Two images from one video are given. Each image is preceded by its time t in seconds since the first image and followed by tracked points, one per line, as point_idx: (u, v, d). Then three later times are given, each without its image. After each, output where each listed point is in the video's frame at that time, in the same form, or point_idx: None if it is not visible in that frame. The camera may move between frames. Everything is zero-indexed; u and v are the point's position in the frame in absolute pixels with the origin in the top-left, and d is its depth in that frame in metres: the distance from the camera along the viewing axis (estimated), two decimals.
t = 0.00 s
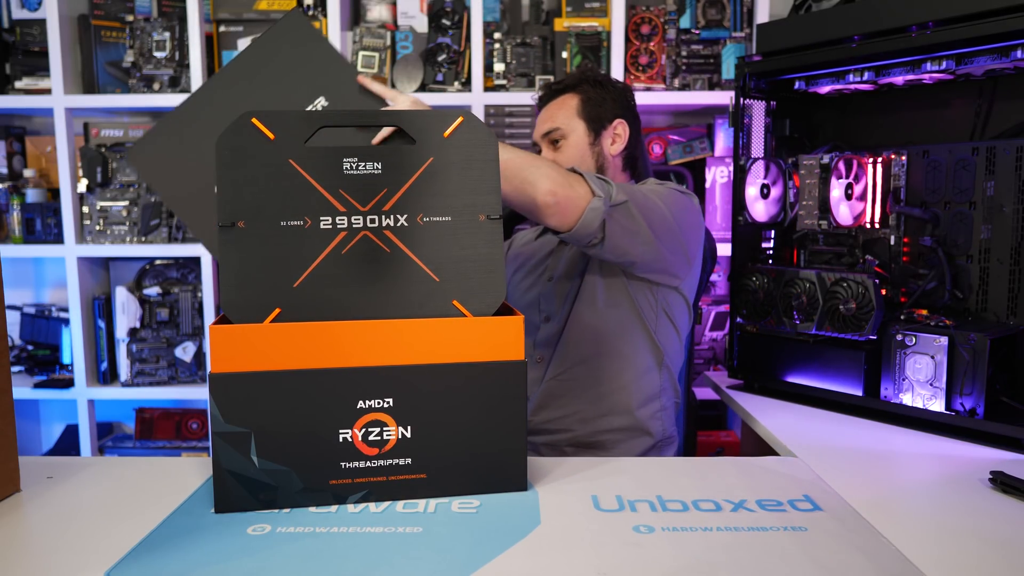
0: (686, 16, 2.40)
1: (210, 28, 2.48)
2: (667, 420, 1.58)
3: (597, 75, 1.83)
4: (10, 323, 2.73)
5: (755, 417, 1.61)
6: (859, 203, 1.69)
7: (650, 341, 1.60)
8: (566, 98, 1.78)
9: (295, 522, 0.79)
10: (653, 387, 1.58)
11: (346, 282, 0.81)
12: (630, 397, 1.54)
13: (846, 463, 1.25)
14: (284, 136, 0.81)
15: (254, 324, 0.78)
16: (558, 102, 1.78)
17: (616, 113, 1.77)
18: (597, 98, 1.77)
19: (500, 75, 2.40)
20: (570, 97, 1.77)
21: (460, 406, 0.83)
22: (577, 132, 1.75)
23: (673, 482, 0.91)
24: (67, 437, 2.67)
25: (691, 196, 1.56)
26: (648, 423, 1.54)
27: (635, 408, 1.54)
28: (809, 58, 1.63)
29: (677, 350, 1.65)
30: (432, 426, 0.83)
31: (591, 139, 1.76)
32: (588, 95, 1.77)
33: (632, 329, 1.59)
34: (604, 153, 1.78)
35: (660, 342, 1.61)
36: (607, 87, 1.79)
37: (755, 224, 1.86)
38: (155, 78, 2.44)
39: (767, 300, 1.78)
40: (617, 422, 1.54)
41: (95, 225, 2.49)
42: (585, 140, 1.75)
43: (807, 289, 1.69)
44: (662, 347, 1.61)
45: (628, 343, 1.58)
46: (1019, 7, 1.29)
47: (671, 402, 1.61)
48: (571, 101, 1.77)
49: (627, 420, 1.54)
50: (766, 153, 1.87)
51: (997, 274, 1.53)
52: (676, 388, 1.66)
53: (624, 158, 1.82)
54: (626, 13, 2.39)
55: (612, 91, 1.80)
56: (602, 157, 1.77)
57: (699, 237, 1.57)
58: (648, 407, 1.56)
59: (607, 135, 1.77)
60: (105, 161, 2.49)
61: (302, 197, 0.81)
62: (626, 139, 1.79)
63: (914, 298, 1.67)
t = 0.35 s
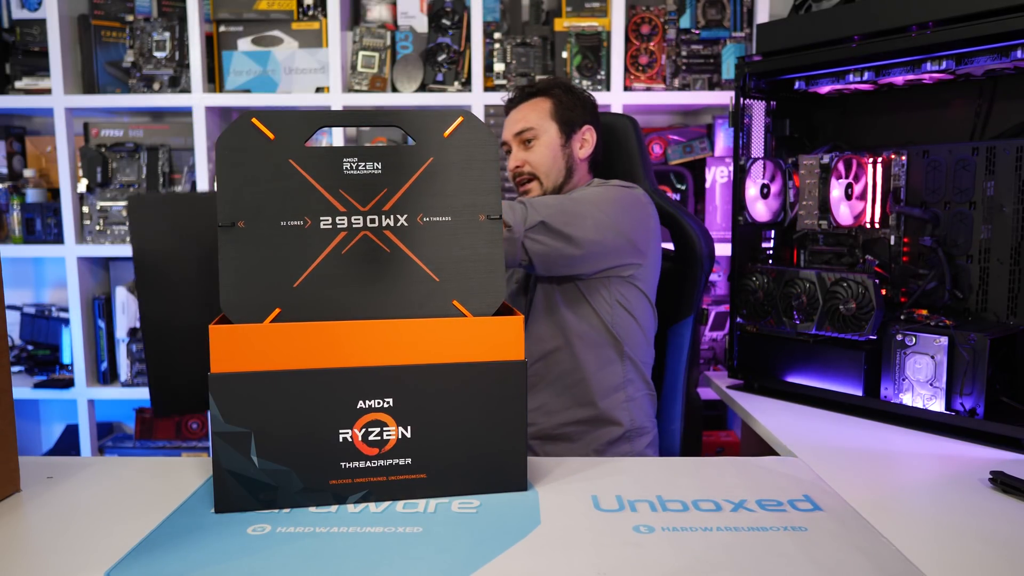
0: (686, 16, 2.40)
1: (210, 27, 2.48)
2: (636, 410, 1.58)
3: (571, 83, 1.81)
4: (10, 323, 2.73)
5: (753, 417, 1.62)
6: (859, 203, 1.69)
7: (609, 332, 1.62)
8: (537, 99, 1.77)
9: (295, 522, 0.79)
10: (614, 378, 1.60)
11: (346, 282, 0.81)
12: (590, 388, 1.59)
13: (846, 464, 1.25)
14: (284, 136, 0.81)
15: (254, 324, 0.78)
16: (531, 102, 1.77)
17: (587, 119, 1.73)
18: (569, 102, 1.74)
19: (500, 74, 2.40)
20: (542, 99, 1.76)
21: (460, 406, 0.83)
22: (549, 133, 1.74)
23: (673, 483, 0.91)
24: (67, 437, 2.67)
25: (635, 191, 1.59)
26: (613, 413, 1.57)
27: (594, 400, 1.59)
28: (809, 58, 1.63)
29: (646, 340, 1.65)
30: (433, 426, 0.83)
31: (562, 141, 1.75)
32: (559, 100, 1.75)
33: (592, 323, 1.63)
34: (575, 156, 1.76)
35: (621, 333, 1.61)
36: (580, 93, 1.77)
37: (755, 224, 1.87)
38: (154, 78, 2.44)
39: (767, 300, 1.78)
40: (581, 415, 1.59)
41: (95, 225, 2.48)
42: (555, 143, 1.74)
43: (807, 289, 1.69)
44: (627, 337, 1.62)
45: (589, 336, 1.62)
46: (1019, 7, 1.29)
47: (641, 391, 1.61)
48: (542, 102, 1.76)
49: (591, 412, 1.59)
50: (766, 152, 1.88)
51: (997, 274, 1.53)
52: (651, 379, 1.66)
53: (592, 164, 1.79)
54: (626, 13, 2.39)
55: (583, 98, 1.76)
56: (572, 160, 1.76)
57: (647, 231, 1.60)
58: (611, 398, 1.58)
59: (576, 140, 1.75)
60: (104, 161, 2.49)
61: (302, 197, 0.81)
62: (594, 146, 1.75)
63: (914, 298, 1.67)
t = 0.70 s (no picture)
0: (686, 16, 2.40)
1: (210, 27, 2.48)
2: (604, 408, 1.58)
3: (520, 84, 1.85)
4: (10, 323, 2.73)
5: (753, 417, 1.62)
6: (859, 202, 1.69)
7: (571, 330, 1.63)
8: (491, 103, 1.81)
9: (295, 522, 0.79)
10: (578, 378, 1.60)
11: (345, 282, 0.81)
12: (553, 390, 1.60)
13: (845, 464, 1.25)
14: (284, 136, 0.81)
15: (254, 324, 0.78)
16: (484, 107, 1.81)
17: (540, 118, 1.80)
18: (523, 103, 1.80)
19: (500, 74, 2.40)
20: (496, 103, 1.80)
21: (460, 406, 0.83)
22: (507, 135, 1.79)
23: (673, 483, 0.91)
24: (68, 437, 2.67)
25: (576, 190, 1.63)
26: (577, 413, 1.58)
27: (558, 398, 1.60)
28: (809, 58, 1.63)
29: (612, 336, 1.66)
30: (433, 426, 0.83)
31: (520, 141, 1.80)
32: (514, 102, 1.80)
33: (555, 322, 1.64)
34: (532, 154, 1.82)
35: (584, 330, 1.63)
36: (530, 92, 1.83)
37: (755, 224, 1.87)
38: (155, 78, 2.44)
39: (767, 300, 1.78)
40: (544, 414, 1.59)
41: (95, 225, 2.49)
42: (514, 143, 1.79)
43: (807, 289, 1.69)
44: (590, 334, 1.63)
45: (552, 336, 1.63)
46: (1019, 7, 1.29)
47: (612, 388, 1.61)
48: (497, 105, 1.80)
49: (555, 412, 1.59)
50: (766, 153, 1.87)
51: (997, 274, 1.53)
52: (624, 376, 1.66)
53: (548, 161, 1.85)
54: (626, 13, 2.39)
55: (536, 97, 1.82)
56: (530, 158, 1.82)
57: (594, 227, 1.64)
58: (576, 397, 1.59)
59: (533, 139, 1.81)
60: (104, 161, 2.49)
61: (302, 198, 0.81)
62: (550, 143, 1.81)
63: (914, 298, 1.67)
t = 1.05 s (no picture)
0: (686, 16, 2.40)
1: (210, 27, 2.48)
2: (586, 407, 1.59)
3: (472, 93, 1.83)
4: (10, 323, 2.73)
5: (753, 418, 1.62)
6: (859, 202, 1.69)
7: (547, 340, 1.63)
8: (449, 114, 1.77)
9: (295, 522, 0.79)
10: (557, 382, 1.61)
11: (345, 282, 0.81)
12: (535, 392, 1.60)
13: (845, 464, 1.25)
14: (284, 136, 0.81)
15: (254, 324, 0.78)
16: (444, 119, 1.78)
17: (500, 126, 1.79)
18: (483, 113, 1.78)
19: (500, 74, 2.40)
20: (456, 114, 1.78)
21: (460, 406, 0.83)
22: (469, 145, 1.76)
23: (673, 483, 0.91)
24: (68, 437, 2.67)
25: (525, 205, 1.59)
26: (558, 413, 1.58)
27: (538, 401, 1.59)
28: (809, 58, 1.62)
29: (590, 336, 1.66)
30: (433, 426, 0.83)
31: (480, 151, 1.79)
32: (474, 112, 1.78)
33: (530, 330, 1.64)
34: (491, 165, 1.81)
35: (560, 339, 1.63)
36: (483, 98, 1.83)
37: (755, 224, 1.87)
38: (155, 78, 2.43)
39: (767, 301, 1.78)
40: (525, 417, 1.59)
41: (95, 225, 2.49)
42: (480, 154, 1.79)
43: (807, 289, 1.69)
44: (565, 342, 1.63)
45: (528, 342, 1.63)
46: (1019, 7, 1.29)
47: (594, 388, 1.62)
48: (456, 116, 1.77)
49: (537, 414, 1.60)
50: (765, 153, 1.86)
51: (997, 274, 1.53)
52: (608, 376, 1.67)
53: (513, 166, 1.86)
54: (626, 13, 2.39)
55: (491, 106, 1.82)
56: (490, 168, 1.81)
57: (554, 238, 1.60)
58: (557, 398, 1.60)
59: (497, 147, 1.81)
60: (104, 161, 2.49)
61: (302, 197, 0.81)
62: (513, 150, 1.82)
63: (914, 298, 1.68)
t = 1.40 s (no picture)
0: (686, 16, 2.40)
1: (210, 27, 2.48)
2: (571, 396, 1.58)
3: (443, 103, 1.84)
4: (10, 323, 2.73)
5: (752, 418, 1.62)
6: (859, 202, 1.69)
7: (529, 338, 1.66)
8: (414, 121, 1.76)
9: (295, 522, 0.79)
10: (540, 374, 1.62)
11: (345, 282, 0.81)
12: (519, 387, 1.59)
13: (846, 464, 1.25)
14: (284, 136, 0.81)
15: (254, 324, 0.78)
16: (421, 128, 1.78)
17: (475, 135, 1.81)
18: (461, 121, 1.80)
19: (500, 74, 2.40)
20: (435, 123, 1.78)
21: (460, 406, 0.83)
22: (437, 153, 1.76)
23: (673, 483, 0.91)
24: (67, 437, 2.67)
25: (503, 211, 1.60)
26: (543, 404, 1.57)
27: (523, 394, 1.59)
28: (809, 58, 1.62)
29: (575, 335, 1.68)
30: (433, 426, 0.83)
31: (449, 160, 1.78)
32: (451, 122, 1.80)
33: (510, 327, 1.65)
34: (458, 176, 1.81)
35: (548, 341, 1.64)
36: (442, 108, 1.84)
37: (755, 224, 1.86)
38: (155, 78, 2.43)
39: (767, 301, 1.78)
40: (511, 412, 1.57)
41: (95, 225, 2.49)
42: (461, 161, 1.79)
43: (807, 289, 1.69)
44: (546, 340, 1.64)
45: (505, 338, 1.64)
46: (1019, 7, 1.29)
47: (578, 379, 1.63)
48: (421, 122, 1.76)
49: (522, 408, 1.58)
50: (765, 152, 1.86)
51: (997, 274, 1.53)
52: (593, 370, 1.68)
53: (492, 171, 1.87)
54: (626, 13, 2.39)
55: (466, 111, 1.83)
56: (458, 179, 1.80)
57: (532, 242, 1.62)
58: (542, 389, 1.60)
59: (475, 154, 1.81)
60: (104, 161, 2.49)
61: (302, 198, 0.81)
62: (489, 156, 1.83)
63: (914, 298, 1.68)
